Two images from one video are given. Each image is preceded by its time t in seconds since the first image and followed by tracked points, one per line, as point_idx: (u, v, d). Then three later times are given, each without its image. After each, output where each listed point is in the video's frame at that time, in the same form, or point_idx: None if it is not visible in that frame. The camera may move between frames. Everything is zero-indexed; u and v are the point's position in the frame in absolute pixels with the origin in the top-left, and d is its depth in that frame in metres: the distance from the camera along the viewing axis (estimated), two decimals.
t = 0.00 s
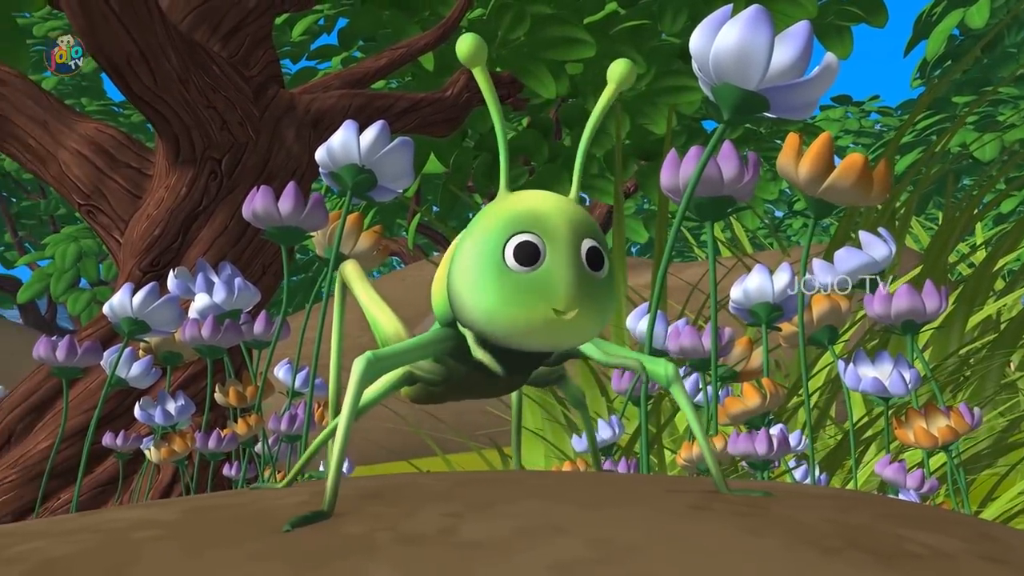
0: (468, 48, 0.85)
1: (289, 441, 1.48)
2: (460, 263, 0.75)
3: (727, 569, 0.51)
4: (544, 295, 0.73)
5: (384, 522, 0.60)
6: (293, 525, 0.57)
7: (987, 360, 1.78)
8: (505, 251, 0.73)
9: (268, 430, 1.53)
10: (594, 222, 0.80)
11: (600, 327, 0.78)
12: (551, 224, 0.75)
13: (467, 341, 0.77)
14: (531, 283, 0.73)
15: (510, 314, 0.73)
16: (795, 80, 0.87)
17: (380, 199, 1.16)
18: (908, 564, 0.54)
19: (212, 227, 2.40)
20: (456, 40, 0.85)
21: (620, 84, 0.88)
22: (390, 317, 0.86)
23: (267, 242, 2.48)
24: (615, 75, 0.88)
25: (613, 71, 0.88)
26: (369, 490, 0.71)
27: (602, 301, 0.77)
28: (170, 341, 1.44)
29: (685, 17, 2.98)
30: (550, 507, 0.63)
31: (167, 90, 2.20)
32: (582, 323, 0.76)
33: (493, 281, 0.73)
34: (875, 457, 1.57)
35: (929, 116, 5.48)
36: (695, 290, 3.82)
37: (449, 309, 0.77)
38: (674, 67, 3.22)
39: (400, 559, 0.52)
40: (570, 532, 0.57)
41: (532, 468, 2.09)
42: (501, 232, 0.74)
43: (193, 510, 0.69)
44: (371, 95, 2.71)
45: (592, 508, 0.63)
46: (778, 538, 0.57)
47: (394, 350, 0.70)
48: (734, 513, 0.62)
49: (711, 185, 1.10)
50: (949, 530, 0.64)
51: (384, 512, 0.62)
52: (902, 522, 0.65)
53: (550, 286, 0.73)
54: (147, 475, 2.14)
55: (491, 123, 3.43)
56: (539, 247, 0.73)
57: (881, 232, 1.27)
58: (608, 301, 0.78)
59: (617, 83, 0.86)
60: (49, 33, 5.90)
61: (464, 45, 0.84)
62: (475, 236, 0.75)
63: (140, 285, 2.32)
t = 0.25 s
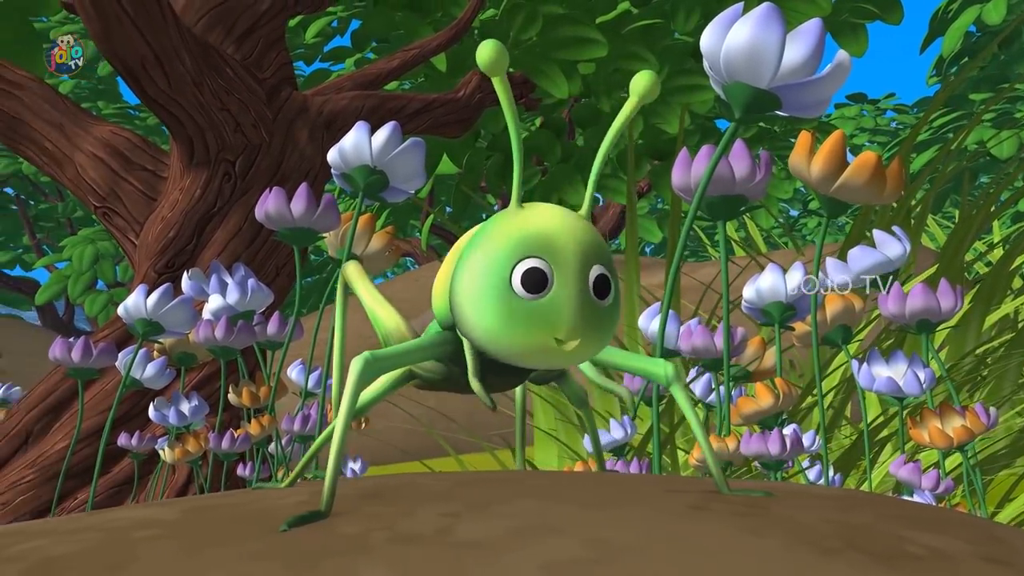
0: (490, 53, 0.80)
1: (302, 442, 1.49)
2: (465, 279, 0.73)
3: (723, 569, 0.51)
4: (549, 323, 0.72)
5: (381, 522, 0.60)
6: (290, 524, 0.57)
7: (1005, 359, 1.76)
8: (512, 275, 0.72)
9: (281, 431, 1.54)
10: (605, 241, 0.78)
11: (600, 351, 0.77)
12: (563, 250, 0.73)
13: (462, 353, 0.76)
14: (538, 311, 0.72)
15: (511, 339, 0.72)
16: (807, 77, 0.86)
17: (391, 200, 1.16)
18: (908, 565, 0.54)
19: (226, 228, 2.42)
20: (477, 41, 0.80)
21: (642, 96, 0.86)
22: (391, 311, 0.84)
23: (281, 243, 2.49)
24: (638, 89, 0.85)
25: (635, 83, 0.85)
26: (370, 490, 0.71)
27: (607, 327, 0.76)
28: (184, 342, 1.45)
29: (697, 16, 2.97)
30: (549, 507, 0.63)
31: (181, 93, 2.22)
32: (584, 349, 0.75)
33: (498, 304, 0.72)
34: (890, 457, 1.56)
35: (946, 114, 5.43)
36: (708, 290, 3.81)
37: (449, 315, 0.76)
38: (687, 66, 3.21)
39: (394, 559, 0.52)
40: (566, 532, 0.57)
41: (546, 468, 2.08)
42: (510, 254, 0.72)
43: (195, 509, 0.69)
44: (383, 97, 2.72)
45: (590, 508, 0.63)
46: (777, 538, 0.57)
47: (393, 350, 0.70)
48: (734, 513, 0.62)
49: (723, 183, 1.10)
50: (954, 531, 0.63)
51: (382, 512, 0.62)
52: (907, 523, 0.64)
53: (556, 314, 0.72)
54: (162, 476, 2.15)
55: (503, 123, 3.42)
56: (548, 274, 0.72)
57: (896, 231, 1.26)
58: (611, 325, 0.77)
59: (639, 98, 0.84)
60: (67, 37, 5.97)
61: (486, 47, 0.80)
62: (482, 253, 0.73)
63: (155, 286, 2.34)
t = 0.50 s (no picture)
0: (511, 69, 0.71)
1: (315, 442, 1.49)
2: (467, 294, 0.70)
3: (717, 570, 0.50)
4: (549, 353, 0.70)
5: (377, 522, 0.59)
6: (286, 525, 0.57)
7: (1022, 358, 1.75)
8: (515, 302, 0.69)
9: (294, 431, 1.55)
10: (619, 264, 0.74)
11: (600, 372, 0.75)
12: (571, 279, 0.69)
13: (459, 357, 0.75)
14: (538, 339, 0.69)
15: (508, 363, 0.70)
16: (819, 76, 0.86)
17: (403, 201, 1.16)
18: (906, 566, 0.53)
19: (240, 229, 2.43)
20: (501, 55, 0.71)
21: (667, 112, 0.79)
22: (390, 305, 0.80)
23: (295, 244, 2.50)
24: (664, 109, 0.78)
25: (660, 101, 0.78)
26: (370, 491, 0.71)
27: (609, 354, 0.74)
28: (198, 342, 1.46)
29: (710, 15, 2.96)
30: (546, 507, 0.62)
31: (195, 95, 2.23)
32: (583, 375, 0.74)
33: (499, 328, 0.69)
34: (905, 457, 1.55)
35: (963, 111, 5.39)
36: (722, 290, 3.79)
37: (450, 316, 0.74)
38: (700, 66, 3.19)
39: (386, 559, 0.52)
40: (561, 532, 0.56)
41: (559, 468, 2.09)
42: (516, 279, 0.69)
43: (197, 509, 0.69)
44: (396, 98, 2.73)
45: (588, 508, 0.63)
46: (774, 539, 0.56)
47: (394, 351, 0.68)
48: (733, 513, 0.62)
49: (734, 182, 1.09)
50: (955, 531, 0.62)
51: (379, 513, 0.62)
52: (908, 523, 0.63)
53: (556, 346, 0.70)
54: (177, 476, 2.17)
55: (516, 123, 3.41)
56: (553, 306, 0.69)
57: (911, 229, 1.25)
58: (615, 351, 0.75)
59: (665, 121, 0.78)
60: (84, 41, 6.03)
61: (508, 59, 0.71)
62: (488, 271, 0.70)
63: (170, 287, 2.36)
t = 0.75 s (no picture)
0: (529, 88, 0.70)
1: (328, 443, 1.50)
2: (469, 307, 0.70)
3: (711, 570, 0.50)
4: (546, 372, 0.70)
5: (374, 522, 0.59)
6: (283, 524, 0.57)
7: None
8: (517, 320, 0.69)
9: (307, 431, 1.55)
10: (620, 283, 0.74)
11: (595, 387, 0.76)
12: (574, 303, 0.69)
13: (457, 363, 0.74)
14: (537, 359, 0.70)
15: (506, 377, 0.71)
16: (831, 73, 0.85)
17: (415, 202, 1.17)
18: (904, 566, 0.52)
19: (254, 231, 2.44)
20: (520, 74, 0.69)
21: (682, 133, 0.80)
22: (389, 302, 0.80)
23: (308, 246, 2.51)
24: (680, 129, 0.79)
25: (678, 124, 0.79)
26: (371, 490, 0.71)
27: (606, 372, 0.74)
28: (212, 343, 1.47)
29: (724, 13, 2.95)
30: (544, 507, 0.62)
31: (208, 97, 2.24)
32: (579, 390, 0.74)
33: (499, 345, 0.69)
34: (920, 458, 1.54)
35: (980, 108, 5.34)
36: (736, 290, 3.78)
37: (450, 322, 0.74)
38: (713, 65, 3.19)
39: (380, 559, 0.52)
40: (556, 532, 0.56)
41: (572, 469, 2.08)
42: (520, 297, 0.69)
43: (199, 508, 0.69)
44: (408, 99, 2.73)
45: (586, 508, 0.63)
46: (770, 539, 0.56)
47: (392, 350, 0.68)
48: (732, 514, 0.61)
49: (746, 182, 1.09)
50: (955, 532, 0.62)
51: (377, 512, 0.62)
52: (907, 523, 0.63)
53: (555, 365, 0.70)
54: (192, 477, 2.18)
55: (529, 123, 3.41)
56: (554, 327, 0.69)
57: (926, 227, 1.24)
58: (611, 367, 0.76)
59: (679, 142, 0.78)
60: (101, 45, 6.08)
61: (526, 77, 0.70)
62: (491, 286, 0.70)
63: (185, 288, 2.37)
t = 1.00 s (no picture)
0: (514, 78, 0.69)
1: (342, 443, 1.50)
2: (464, 301, 0.70)
3: (705, 571, 0.50)
4: (541, 364, 0.70)
5: (370, 522, 0.59)
6: (279, 524, 0.58)
7: None
8: (510, 311, 0.69)
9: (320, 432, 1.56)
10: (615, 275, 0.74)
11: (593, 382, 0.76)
12: (567, 292, 0.69)
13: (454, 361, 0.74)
14: (532, 351, 0.70)
15: (501, 371, 0.71)
16: (843, 71, 0.85)
17: (427, 202, 1.17)
18: (901, 567, 0.52)
19: (268, 232, 2.45)
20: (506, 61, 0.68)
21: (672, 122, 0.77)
22: (394, 304, 0.80)
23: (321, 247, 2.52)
24: (669, 120, 0.76)
25: (667, 111, 0.76)
26: (371, 491, 0.71)
27: (602, 364, 0.74)
28: (225, 345, 1.47)
29: (737, 11, 2.93)
30: (542, 507, 0.62)
31: (222, 99, 2.26)
32: (575, 384, 0.74)
33: (494, 337, 0.69)
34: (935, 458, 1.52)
35: (998, 105, 5.30)
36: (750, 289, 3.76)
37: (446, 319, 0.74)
38: (727, 63, 3.18)
39: (374, 559, 0.52)
40: (552, 531, 0.56)
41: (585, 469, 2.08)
42: (512, 287, 0.69)
43: (201, 508, 0.70)
44: (421, 99, 2.73)
45: (583, 508, 0.62)
46: (767, 539, 0.55)
47: (387, 350, 0.68)
48: (729, 514, 0.61)
49: (759, 180, 1.08)
50: (956, 532, 0.61)
51: (374, 513, 0.62)
52: (908, 523, 0.62)
53: (550, 356, 0.70)
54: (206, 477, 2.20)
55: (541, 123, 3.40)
56: (547, 317, 0.69)
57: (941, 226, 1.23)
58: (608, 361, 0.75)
59: (669, 134, 0.75)
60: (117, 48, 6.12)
61: (510, 69, 0.69)
62: (484, 278, 0.70)
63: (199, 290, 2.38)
